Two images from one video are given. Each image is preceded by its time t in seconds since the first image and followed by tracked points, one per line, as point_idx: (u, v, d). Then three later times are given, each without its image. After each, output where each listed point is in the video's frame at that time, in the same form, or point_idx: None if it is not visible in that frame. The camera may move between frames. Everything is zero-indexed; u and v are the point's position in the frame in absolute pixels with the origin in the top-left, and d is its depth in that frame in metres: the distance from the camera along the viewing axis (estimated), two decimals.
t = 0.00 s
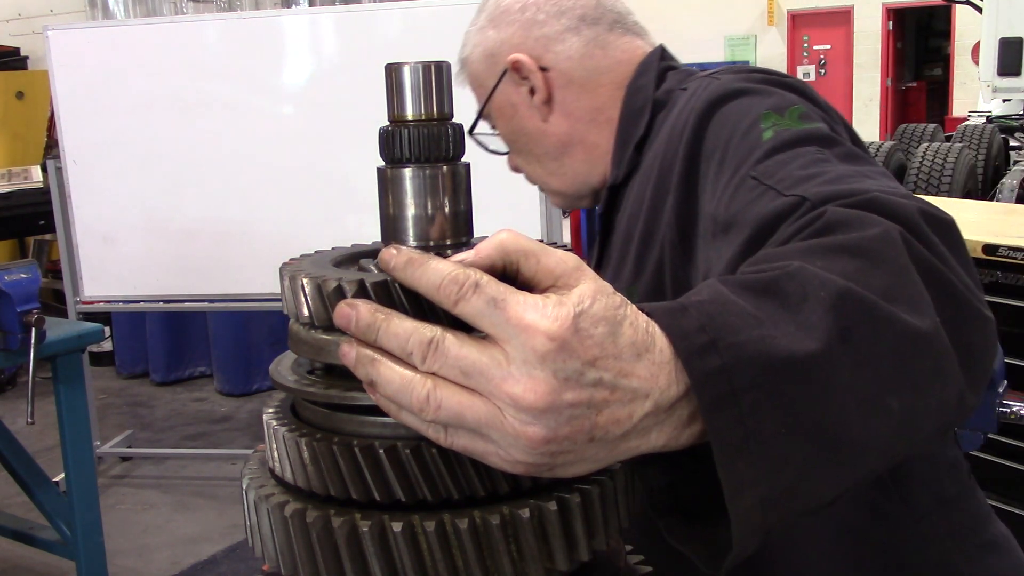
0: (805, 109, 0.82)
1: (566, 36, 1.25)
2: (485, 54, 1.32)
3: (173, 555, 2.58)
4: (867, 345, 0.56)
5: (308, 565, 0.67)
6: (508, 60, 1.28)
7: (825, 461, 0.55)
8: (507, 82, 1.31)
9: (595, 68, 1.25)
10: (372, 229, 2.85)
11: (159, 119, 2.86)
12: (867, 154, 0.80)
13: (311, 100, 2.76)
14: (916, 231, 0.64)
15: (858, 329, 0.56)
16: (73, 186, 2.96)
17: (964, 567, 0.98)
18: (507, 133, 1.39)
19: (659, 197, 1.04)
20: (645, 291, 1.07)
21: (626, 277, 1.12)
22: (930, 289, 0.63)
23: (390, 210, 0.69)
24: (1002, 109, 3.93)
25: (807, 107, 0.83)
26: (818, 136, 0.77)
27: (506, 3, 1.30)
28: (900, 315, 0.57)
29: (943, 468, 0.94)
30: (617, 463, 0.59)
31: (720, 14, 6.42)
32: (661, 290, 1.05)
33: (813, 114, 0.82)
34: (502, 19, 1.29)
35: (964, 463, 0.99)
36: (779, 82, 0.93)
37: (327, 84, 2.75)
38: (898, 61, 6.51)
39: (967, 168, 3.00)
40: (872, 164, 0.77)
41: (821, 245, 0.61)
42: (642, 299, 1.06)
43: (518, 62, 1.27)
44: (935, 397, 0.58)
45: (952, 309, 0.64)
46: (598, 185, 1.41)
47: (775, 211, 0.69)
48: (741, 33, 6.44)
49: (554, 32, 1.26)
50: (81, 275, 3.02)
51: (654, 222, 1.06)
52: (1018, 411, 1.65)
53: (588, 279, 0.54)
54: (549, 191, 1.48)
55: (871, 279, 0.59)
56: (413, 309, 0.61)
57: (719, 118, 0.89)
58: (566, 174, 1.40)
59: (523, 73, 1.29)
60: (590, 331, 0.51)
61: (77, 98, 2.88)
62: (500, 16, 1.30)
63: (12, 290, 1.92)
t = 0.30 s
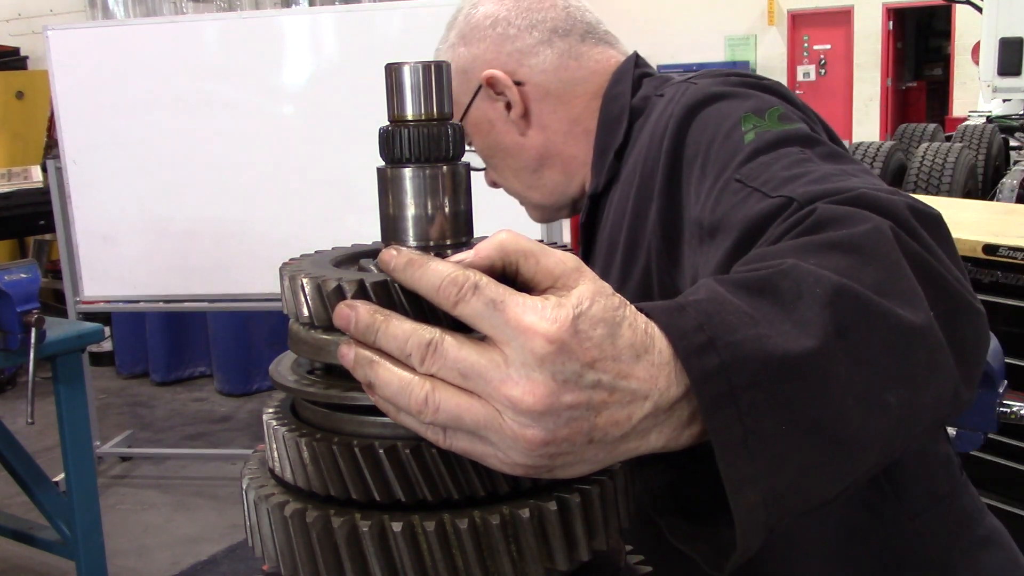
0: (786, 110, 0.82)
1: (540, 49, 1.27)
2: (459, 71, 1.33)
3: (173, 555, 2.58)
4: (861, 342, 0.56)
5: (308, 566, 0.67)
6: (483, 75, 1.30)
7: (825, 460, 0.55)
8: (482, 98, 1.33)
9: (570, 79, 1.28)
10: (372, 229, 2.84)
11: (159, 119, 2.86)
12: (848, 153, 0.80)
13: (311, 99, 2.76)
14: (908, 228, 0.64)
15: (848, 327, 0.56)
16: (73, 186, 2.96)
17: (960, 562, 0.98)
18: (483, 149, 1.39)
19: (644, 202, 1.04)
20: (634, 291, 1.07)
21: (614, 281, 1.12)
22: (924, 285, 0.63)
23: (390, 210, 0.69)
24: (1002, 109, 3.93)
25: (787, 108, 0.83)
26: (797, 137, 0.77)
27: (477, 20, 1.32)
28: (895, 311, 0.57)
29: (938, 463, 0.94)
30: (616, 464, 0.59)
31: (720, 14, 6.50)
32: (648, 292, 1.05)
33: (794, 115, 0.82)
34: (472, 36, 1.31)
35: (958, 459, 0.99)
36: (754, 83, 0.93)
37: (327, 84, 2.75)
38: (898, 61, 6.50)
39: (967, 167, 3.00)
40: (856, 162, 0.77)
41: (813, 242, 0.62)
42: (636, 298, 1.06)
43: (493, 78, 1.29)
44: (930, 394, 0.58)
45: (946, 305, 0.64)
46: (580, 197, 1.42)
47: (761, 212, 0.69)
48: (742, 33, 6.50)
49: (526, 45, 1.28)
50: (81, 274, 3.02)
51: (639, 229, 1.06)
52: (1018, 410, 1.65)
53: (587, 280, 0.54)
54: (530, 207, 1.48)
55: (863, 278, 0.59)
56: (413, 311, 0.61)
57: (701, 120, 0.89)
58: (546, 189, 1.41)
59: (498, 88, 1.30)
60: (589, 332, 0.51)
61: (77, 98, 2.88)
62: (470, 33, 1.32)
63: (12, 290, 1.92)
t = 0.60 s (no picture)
0: (789, 112, 0.82)
1: (537, 51, 1.27)
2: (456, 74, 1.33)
3: (173, 555, 2.58)
4: (861, 344, 0.56)
5: (307, 566, 0.67)
6: (480, 77, 1.30)
7: (826, 461, 0.55)
8: (480, 101, 1.32)
9: (569, 81, 1.28)
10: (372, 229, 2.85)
11: (159, 119, 2.86)
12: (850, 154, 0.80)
13: (311, 99, 2.77)
14: (910, 229, 0.64)
15: (849, 329, 0.56)
16: (73, 186, 2.96)
17: (962, 560, 0.98)
18: (481, 150, 1.39)
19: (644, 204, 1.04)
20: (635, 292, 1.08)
21: (615, 283, 1.12)
22: (926, 286, 0.63)
23: (390, 210, 0.69)
24: (1002, 109, 3.93)
25: (789, 109, 0.83)
26: (800, 139, 0.77)
27: (473, 22, 1.32)
28: (897, 313, 0.57)
29: (938, 462, 0.94)
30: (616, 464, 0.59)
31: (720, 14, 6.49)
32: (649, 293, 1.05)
33: (796, 117, 0.82)
34: (470, 38, 1.31)
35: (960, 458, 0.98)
36: (757, 85, 0.93)
37: (327, 84, 2.75)
38: (898, 61, 6.50)
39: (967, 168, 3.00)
40: (858, 163, 0.77)
41: (816, 244, 0.62)
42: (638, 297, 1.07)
43: (491, 80, 1.29)
44: (932, 396, 0.58)
45: (948, 306, 0.64)
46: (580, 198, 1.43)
47: (764, 215, 0.70)
48: (741, 32, 6.49)
49: (524, 47, 1.28)
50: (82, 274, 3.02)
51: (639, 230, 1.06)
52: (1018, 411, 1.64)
53: (588, 282, 0.54)
54: (530, 208, 1.48)
55: (869, 280, 0.59)
56: (414, 312, 0.61)
57: (703, 122, 0.89)
58: (545, 191, 1.41)
59: (496, 90, 1.30)
60: (590, 333, 0.51)
61: (78, 98, 2.88)
62: (467, 35, 1.32)
63: (12, 290, 1.92)
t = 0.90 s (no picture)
0: (788, 113, 0.82)
1: (538, 51, 1.27)
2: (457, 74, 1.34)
3: (173, 555, 2.58)
4: (861, 345, 0.56)
5: (307, 565, 0.67)
6: (480, 77, 1.30)
7: (826, 459, 0.55)
8: (481, 100, 1.33)
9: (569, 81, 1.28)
10: (372, 229, 2.85)
11: (159, 119, 2.85)
12: (850, 154, 0.80)
13: (311, 100, 2.76)
14: (910, 230, 0.64)
15: (848, 331, 0.56)
16: (73, 186, 2.96)
17: (961, 560, 0.98)
18: (481, 149, 1.39)
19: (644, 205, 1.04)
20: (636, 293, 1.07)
21: (615, 284, 1.12)
22: (924, 287, 0.63)
23: (390, 210, 0.69)
24: (1002, 109, 3.93)
25: (789, 110, 0.83)
26: (800, 139, 0.77)
27: (475, 22, 1.32)
28: (896, 313, 0.57)
29: (939, 463, 0.94)
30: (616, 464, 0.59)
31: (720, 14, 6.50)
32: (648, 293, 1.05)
33: (796, 118, 0.82)
34: (471, 38, 1.32)
35: (959, 459, 0.98)
36: (757, 85, 0.93)
37: (327, 84, 2.75)
38: (898, 61, 6.50)
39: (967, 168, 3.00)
40: (858, 164, 0.78)
41: (815, 245, 0.62)
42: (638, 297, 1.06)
43: (491, 79, 1.29)
44: (931, 395, 0.58)
45: (947, 307, 0.63)
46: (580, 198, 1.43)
47: (764, 215, 0.69)
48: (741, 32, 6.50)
49: (525, 47, 1.28)
50: (82, 275, 3.02)
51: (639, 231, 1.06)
52: (1018, 411, 1.65)
53: (588, 282, 0.54)
54: (529, 208, 1.48)
55: (869, 282, 0.59)
56: (414, 311, 0.61)
57: (703, 122, 0.89)
58: (544, 191, 1.41)
59: (496, 90, 1.30)
60: (590, 333, 0.51)
61: (77, 99, 2.88)
62: (469, 35, 1.32)
63: (12, 290, 1.92)
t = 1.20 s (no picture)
0: (788, 113, 0.82)
1: (539, 51, 1.27)
2: (457, 72, 1.34)
3: (173, 555, 2.58)
4: (860, 344, 0.56)
5: (308, 565, 0.67)
6: (481, 75, 1.30)
7: (825, 458, 0.55)
8: (481, 98, 1.33)
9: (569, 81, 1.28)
10: (372, 229, 2.85)
11: (159, 119, 2.85)
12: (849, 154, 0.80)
13: (310, 100, 2.76)
14: (910, 229, 0.65)
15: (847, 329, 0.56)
16: (73, 186, 2.96)
17: (961, 561, 0.98)
18: (481, 148, 1.40)
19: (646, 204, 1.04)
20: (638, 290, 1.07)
21: (615, 285, 1.12)
22: (924, 286, 0.63)
23: (390, 210, 0.69)
24: (1002, 109, 3.93)
25: (788, 110, 0.83)
26: (799, 139, 0.77)
27: (477, 21, 1.33)
28: (895, 312, 0.57)
29: (939, 463, 0.95)
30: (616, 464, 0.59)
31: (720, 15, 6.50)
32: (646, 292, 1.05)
33: (795, 118, 0.82)
34: (473, 37, 1.32)
35: (958, 459, 0.99)
36: (757, 86, 0.93)
37: (327, 84, 2.75)
38: (898, 61, 6.50)
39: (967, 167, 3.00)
40: (857, 163, 0.78)
41: (814, 244, 0.62)
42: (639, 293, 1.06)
43: (491, 77, 1.29)
44: (930, 394, 0.58)
45: (946, 306, 0.64)
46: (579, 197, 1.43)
47: (763, 215, 0.69)
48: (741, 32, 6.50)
49: (526, 47, 1.28)
50: (81, 275, 3.02)
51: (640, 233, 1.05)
52: (1018, 411, 1.65)
53: (587, 281, 0.54)
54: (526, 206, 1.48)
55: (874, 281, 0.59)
56: (414, 311, 0.62)
57: (704, 122, 0.89)
58: (542, 189, 1.41)
59: (496, 88, 1.30)
60: (590, 333, 0.51)
61: (77, 99, 2.88)
62: (470, 33, 1.32)
63: (12, 290, 1.92)
